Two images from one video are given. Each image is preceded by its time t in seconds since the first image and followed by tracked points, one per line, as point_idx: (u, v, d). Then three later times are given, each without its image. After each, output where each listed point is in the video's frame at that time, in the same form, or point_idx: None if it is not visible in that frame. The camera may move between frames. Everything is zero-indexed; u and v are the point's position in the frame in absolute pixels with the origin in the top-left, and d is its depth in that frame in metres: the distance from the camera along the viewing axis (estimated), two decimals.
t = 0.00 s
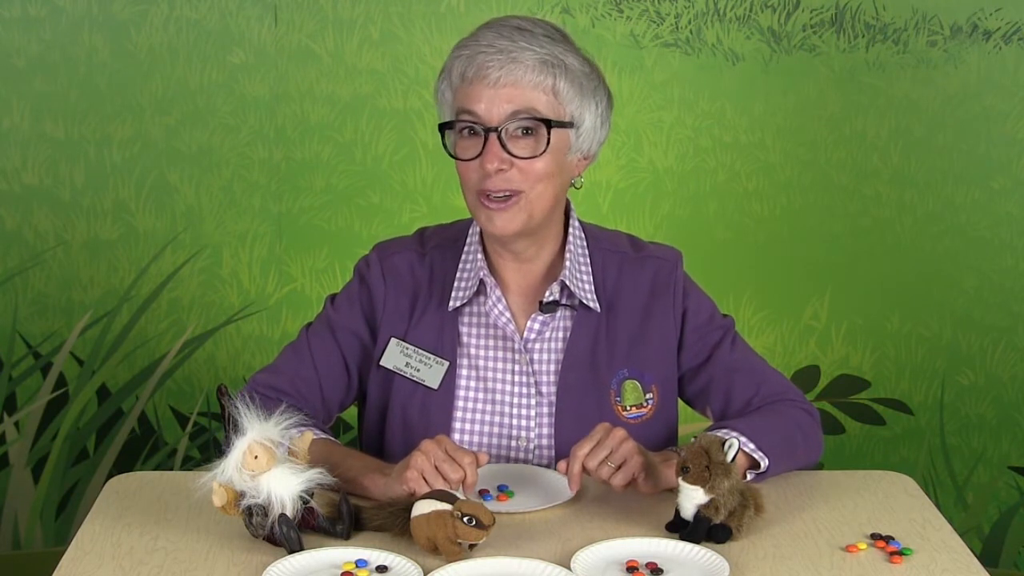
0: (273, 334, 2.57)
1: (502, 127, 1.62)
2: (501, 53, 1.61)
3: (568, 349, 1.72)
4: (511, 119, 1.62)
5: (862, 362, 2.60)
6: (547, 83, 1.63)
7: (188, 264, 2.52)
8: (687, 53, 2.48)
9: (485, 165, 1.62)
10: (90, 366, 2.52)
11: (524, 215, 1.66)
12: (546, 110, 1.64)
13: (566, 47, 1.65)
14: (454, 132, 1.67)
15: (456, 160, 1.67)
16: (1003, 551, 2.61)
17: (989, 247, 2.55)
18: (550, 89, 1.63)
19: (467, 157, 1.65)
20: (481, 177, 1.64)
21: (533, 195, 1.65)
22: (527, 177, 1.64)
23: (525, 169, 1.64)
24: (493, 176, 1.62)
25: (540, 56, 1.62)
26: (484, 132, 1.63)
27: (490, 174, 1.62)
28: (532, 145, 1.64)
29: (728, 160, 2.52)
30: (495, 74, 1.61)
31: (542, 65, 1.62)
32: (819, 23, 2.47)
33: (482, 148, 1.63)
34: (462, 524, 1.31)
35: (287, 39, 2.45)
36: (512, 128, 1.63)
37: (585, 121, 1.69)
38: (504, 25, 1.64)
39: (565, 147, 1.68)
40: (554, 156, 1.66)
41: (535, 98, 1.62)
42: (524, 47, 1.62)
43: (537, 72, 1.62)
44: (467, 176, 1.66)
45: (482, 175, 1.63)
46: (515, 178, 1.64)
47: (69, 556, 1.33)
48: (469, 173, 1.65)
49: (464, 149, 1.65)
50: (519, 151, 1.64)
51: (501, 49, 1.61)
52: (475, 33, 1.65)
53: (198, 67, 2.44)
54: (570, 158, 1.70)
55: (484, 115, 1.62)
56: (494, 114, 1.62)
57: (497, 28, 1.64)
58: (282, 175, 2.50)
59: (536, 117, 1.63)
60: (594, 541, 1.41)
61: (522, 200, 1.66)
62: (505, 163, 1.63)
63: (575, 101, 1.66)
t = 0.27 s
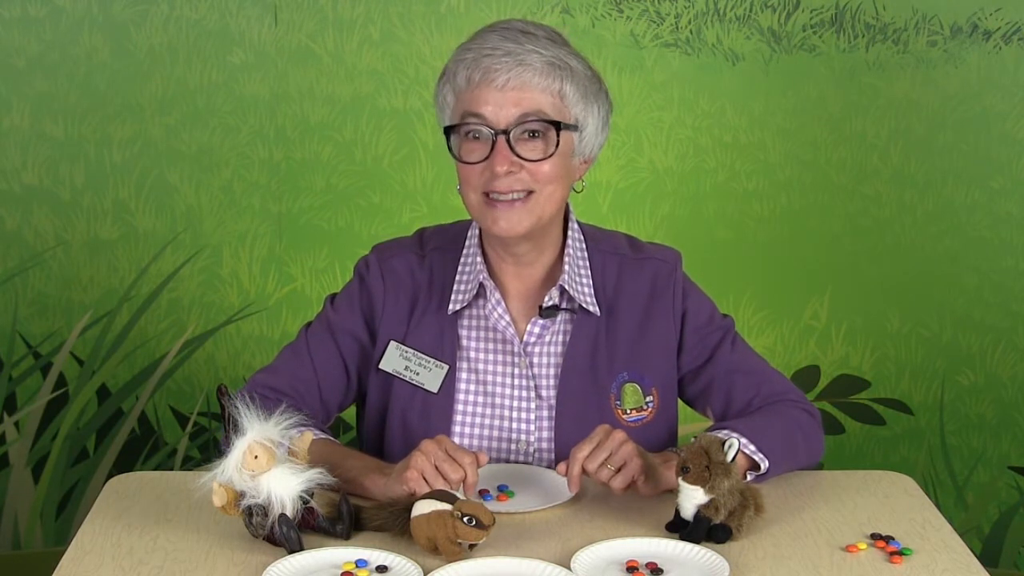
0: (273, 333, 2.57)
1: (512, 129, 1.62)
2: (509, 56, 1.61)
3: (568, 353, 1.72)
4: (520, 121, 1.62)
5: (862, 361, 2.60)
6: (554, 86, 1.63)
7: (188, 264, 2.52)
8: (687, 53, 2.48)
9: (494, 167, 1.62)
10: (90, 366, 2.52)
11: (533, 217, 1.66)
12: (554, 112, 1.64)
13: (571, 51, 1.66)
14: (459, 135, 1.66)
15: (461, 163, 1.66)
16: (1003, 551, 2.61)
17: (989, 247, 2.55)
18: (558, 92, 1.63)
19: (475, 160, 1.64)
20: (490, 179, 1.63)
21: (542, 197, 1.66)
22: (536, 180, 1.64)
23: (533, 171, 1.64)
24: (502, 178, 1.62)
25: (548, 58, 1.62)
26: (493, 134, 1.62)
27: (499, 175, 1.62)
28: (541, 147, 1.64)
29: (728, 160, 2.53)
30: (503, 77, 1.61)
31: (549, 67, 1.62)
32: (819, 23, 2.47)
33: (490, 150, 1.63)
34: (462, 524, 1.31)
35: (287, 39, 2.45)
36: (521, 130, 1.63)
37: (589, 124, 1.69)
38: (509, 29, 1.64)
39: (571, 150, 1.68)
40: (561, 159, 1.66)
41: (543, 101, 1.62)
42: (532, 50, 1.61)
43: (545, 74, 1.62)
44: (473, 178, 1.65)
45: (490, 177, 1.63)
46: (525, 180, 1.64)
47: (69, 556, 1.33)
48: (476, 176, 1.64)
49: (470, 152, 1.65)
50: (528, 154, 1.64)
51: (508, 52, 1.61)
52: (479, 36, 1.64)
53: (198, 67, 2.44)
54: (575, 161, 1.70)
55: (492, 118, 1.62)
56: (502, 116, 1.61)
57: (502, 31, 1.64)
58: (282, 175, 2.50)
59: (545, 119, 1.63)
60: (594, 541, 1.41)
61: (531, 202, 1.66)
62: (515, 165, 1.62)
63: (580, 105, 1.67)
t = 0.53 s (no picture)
0: (273, 333, 2.57)
1: (518, 145, 1.62)
2: (512, 71, 1.59)
3: (568, 356, 1.72)
4: (526, 137, 1.62)
5: (862, 361, 2.60)
6: (558, 98, 1.62)
7: (188, 264, 2.52)
8: (687, 53, 2.48)
9: (503, 185, 1.63)
10: (90, 366, 2.52)
11: (541, 229, 1.68)
12: (559, 124, 1.63)
13: (572, 59, 1.64)
14: (463, 150, 1.65)
15: (467, 177, 1.66)
16: (1003, 552, 2.61)
17: (989, 247, 2.55)
18: (561, 103, 1.62)
19: (481, 175, 1.65)
20: (498, 196, 1.64)
21: (550, 208, 1.68)
22: (543, 193, 1.65)
23: (542, 185, 1.65)
24: (511, 194, 1.63)
25: (550, 70, 1.61)
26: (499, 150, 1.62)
27: (508, 192, 1.63)
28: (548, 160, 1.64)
29: (728, 160, 2.53)
30: (506, 94, 1.59)
31: (552, 80, 1.60)
32: (819, 23, 2.47)
33: (497, 167, 1.63)
34: (462, 524, 1.31)
35: (287, 39, 2.45)
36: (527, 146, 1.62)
37: (592, 130, 1.69)
38: (509, 40, 1.62)
39: (575, 159, 1.68)
40: (567, 169, 1.67)
41: (547, 115, 1.61)
42: (534, 63, 1.59)
43: (548, 88, 1.60)
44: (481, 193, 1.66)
45: (499, 193, 1.64)
46: (533, 194, 1.65)
47: (70, 556, 1.33)
48: (484, 192, 1.65)
49: (477, 168, 1.65)
50: (536, 168, 1.64)
51: (511, 68, 1.59)
52: (479, 49, 1.62)
53: (198, 67, 2.44)
54: (578, 168, 1.70)
55: (498, 134, 1.61)
56: (508, 133, 1.61)
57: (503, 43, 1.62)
58: (282, 175, 2.50)
59: (551, 132, 1.62)
60: (594, 541, 1.41)
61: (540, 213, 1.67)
62: (523, 181, 1.63)
63: (584, 113, 1.66)
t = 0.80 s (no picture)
0: (273, 333, 2.57)
1: (531, 156, 1.61)
2: (527, 81, 1.58)
3: (567, 361, 1.72)
4: (540, 148, 1.61)
5: (862, 361, 2.60)
6: (570, 108, 1.62)
7: (188, 264, 2.52)
8: (687, 53, 2.48)
9: (516, 197, 1.62)
10: (90, 366, 2.52)
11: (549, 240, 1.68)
12: (569, 135, 1.63)
13: (577, 69, 1.65)
14: (473, 161, 1.63)
15: (475, 188, 1.64)
16: (1003, 552, 2.61)
17: (989, 247, 2.55)
18: (572, 114, 1.62)
19: (492, 186, 1.63)
20: (510, 207, 1.63)
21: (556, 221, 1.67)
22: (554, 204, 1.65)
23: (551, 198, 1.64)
24: (524, 206, 1.62)
25: (562, 81, 1.61)
26: (512, 161, 1.61)
27: (520, 204, 1.62)
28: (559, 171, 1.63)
29: (728, 160, 2.53)
30: (521, 105, 1.58)
31: (565, 91, 1.60)
32: (819, 23, 2.47)
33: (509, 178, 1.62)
34: (462, 524, 1.31)
35: (287, 39, 2.45)
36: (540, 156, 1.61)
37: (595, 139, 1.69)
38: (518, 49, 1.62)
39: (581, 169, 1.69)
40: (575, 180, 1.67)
41: (560, 126, 1.61)
42: (547, 74, 1.59)
43: (562, 99, 1.60)
44: (490, 205, 1.64)
45: (511, 204, 1.63)
46: (544, 205, 1.64)
47: (70, 556, 1.33)
48: (494, 203, 1.64)
49: (487, 179, 1.63)
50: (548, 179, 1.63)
51: (525, 79, 1.58)
52: (488, 58, 1.61)
53: (198, 67, 2.44)
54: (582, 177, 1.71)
55: (512, 145, 1.60)
56: (522, 144, 1.60)
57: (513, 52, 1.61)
58: (283, 175, 2.50)
59: (563, 143, 1.62)
60: (594, 540, 1.41)
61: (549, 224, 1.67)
62: (536, 193, 1.62)
63: (589, 123, 1.66)
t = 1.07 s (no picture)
0: (273, 333, 2.57)
1: (540, 155, 1.61)
2: (536, 79, 1.59)
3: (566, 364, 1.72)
4: (548, 147, 1.61)
5: (862, 362, 2.60)
6: (576, 107, 1.63)
7: (188, 264, 2.52)
8: (687, 53, 2.48)
9: (526, 195, 1.61)
10: (90, 366, 2.52)
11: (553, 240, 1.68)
12: (576, 135, 1.64)
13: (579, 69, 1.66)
14: (480, 160, 1.62)
15: (481, 188, 1.64)
16: (1003, 552, 2.61)
17: (989, 247, 2.55)
18: (578, 114, 1.63)
19: (500, 185, 1.62)
20: (517, 205, 1.63)
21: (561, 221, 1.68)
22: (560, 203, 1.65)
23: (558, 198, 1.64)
24: (533, 203, 1.62)
25: (568, 81, 1.61)
26: (521, 160, 1.61)
27: (529, 201, 1.62)
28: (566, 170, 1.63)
29: (728, 160, 2.52)
30: (531, 104, 1.58)
31: (572, 91, 1.61)
32: (819, 23, 2.47)
33: (519, 176, 1.61)
34: (462, 524, 1.31)
35: (287, 39, 2.45)
36: (549, 155, 1.61)
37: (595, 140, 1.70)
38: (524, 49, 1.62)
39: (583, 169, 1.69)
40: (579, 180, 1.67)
41: (568, 125, 1.61)
42: (554, 72, 1.60)
43: (569, 98, 1.61)
44: (497, 203, 1.64)
45: (521, 202, 1.62)
46: (551, 204, 1.64)
47: (70, 556, 1.33)
48: (502, 202, 1.63)
49: (496, 177, 1.62)
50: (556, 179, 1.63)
51: (535, 77, 1.59)
52: (496, 57, 1.62)
53: (198, 66, 2.44)
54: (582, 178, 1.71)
55: (521, 143, 1.60)
56: (532, 142, 1.60)
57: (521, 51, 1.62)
58: (283, 175, 2.50)
59: (571, 142, 1.62)
60: (594, 540, 1.41)
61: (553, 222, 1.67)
62: (545, 191, 1.62)
63: (591, 123, 1.67)
